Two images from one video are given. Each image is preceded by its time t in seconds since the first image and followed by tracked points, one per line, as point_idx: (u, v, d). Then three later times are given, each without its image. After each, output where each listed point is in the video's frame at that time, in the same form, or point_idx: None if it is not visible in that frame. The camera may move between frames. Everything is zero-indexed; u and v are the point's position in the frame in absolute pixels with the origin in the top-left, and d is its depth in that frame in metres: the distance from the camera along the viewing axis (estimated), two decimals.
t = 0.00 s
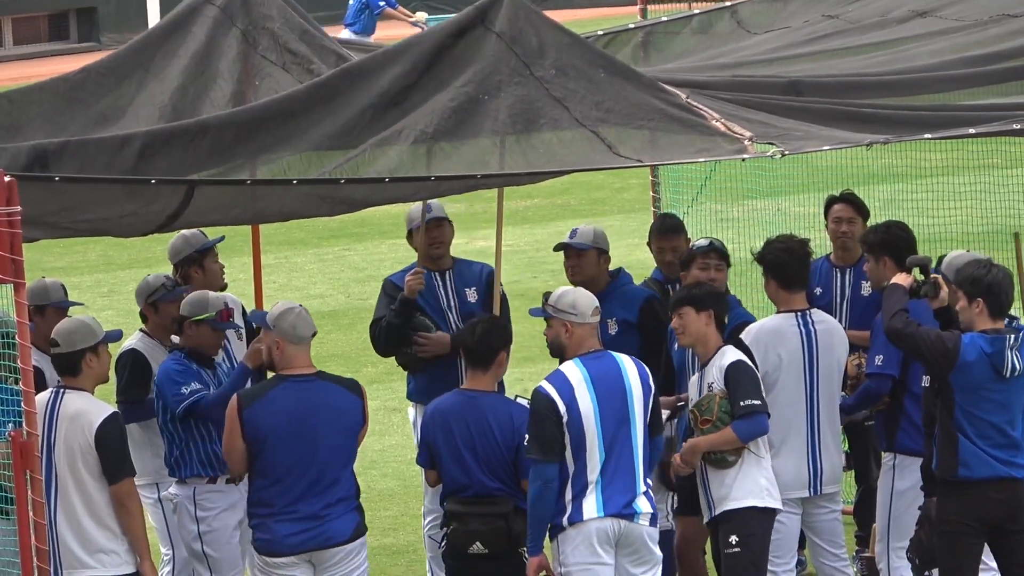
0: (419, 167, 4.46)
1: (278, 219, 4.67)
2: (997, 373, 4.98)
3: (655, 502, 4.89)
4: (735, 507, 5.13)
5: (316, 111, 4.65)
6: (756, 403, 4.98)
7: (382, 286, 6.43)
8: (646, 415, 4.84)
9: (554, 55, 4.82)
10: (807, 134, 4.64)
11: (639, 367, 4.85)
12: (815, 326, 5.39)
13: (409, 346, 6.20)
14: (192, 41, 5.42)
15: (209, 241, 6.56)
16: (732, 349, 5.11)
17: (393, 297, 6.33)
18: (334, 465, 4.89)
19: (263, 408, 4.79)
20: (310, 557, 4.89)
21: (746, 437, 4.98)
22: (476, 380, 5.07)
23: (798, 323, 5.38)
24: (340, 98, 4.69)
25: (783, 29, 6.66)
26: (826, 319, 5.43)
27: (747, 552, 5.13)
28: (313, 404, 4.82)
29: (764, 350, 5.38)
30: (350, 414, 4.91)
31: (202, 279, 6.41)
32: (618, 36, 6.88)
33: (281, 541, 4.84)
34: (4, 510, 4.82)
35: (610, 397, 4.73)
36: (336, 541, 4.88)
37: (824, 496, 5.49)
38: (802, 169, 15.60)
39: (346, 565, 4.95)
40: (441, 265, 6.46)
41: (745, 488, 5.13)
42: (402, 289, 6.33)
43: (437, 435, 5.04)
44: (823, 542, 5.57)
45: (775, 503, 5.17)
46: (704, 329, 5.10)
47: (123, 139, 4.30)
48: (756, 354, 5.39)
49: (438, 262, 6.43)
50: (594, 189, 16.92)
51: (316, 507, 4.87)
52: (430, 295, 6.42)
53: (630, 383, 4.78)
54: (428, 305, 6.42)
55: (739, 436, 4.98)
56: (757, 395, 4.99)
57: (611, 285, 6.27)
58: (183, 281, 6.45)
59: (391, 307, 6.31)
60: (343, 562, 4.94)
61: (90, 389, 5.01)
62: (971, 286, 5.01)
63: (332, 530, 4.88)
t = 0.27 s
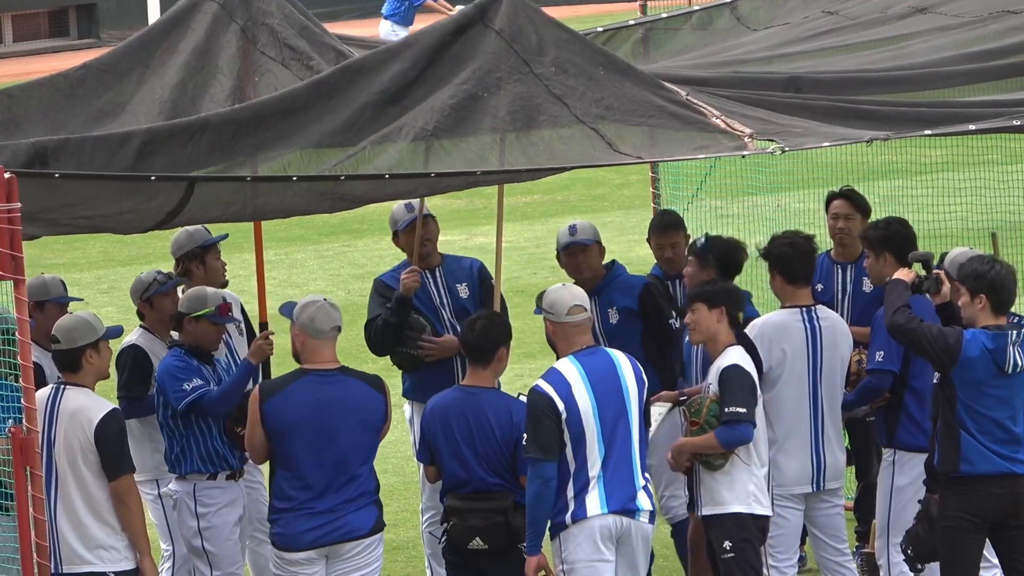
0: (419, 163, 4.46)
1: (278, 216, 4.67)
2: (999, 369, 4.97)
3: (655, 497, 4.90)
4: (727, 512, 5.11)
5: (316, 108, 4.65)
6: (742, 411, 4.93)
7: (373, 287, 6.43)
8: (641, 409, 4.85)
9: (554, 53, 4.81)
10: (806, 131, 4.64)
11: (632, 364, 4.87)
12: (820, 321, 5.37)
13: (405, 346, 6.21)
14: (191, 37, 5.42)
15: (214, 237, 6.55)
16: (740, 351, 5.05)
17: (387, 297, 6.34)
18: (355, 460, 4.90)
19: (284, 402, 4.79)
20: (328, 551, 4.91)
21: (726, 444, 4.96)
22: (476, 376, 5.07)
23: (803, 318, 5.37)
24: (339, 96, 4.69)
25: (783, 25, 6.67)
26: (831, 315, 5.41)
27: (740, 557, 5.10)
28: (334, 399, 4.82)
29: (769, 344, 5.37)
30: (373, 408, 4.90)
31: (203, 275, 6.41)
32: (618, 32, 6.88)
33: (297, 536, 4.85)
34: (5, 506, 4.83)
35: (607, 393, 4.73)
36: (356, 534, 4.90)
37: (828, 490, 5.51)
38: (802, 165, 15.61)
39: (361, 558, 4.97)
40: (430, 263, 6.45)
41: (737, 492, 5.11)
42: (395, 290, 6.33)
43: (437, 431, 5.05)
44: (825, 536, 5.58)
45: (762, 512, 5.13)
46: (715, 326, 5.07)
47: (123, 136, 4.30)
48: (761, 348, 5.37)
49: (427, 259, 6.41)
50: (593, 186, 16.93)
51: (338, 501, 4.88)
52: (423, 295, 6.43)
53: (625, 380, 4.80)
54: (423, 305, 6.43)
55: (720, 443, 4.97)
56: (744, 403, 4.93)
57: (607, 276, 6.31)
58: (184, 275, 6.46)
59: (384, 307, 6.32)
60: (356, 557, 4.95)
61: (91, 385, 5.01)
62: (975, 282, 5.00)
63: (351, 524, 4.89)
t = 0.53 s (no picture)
0: (418, 159, 4.46)
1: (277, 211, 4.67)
2: (1000, 364, 4.98)
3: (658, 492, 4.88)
4: (721, 513, 5.11)
5: (315, 105, 4.64)
6: (736, 416, 4.93)
7: (372, 284, 6.41)
8: (640, 404, 4.85)
9: (553, 49, 4.81)
10: (805, 127, 4.64)
11: (629, 356, 4.88)
12: (824, 316, 5.38)
13: (408, 343, 6.22)
14: (189, 32, 5.41)
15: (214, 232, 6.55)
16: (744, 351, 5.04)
17: (389, 295, 6.35)
18: (367, 456, 4.89)
19: (297, 397, 4.80)
20: (337, 549, 4.90)
21: (721, 448, 4.96)
22: (475, 371, 5.07)
23: (807, 313, 5.37)
24: (338, 92, 4.68)
25: (782, 19, 6.66)
26: (834, 310, 5.42)
27: (732, 556, 5.12)
28: (346, 396, 4.82)
29: (774, 338, 5.37)
30: (387, 407, 4.88)
31: (199, 270, 6.41)
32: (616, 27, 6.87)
33: (305, 532, 4.85)
34: (4, 501, 4.83)
35: (603, 387, 4.74)
36: (365, 531, 4.89)
37: (831, 484, 5.52)
38: (800, 159, 15.61)
39: (369, 555, 4.96)
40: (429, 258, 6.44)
41: (729, 493, 5.10)
42: (398, 287, 6.34)
43: (435, 427, 5.06)
44: (826, 530, 5.59)
45: (752, 514, 5.12)
46: (719, 326, 5.08)
47: (122, 132, 4.29)
48: (766, 342, 5.37)
49: (426, 254, 6.42)
50: (592, 181, 16.93)
51: (348, 499, 4.88)
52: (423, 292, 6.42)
53: (623, 375, 4.80)
54: (425, 303, 6.43)
55: (714, 446, 4.97)
56: (735, 408, 4.93)
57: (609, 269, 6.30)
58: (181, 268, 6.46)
59: (386, 304, 6.32)
60: (362, 557, 4.95)
61: (90, 379, 5.01)
62: (977, 277, 4.99)
63: (360, 521, 4.88)
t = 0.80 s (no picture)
0: (416, 157, 4.46)
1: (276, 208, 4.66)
2: (999, 361, 4.98)
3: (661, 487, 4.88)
4: (723, 513, 5.12)
5: (314, 102, 4.63)
6: (737, 421, 4.93)
7: (378, 275, 6.38)
8: (646, 400, 4.83)
9: (552, 48, 4.81)
10: (803, 125, 4.64)
11: (639, 351, 4.84)
12: (823, 312, 5.40)
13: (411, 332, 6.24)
14: (187, 30, 5.40)
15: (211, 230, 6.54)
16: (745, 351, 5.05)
17: (396, 284, 6.32)
18: (369, 453, 4.89)
19: (298, 392, 4.82)
20: (336, 546, 4.90)
21: (722, 451, 4.96)
22: (472, 368, 5.08)
23: (807, 309, 5.38)
24: (337, 90, 4.67)
25: (780, 16, 6.66)
26: (834, 306, 5.44)
27: (731, 554, 5.14)
28: (348, 393, 4.82)
29: (775, 335, 5.38)
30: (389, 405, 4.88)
31: (192, 268, 6.41)
32: (614, 24, 6.87)
33: (304, 528, 4.85)
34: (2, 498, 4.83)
35: (608, 381, 4.73)
36: (364, 530, 4.88)
37: (832, 480, 5.53)
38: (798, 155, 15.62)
39: (370, 552, 4.96)
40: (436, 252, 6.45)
41: (732, 492, 5.12)
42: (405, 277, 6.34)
43: (433, 424, 5.07)
44: (826, 526, 5.60)
45: (752, 515, 5.13)
46: (716, 326, 5.08)
47: (120, 129, 4.29)
48: (767, 338, 5.38)
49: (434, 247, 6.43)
50: (590, 177, 16.93)
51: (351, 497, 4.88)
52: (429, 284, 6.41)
53: (629, 370, 4.77)
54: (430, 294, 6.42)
55: (715, 449, 4.97)
56: (736, 412, 4.94)
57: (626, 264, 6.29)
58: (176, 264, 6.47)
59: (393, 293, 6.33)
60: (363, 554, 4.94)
61: (89, 375, 5.01)
62: (975, 273, 5.01)
63: (359, 519, 4.88)
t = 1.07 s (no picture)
0: (415, 155, 4.46)
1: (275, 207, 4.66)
2: (997, 360, 4.98)
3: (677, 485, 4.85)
4: (728, 514, 5.13)
5: (312, 101, 4.63)
6: (746, 424, 4.94)
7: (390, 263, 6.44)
8: (663, 400, 4.78)
9: (550, 47, 4.81)
10: (801, 123, 4.64)
11: (657, 348, 4.80)
12: (822, 311, 5.39)
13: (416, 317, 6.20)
14: (185, 29, 5.40)
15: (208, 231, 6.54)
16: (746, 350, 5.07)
17: (401, 269, 6.31)
18: (365, 452, 4.83)
19: (292, 389, 4.78)
20: (331, 546, 4.80)
21: (730, 454, 4.98)
22: (470, 368, 5.07)
23: (805, 308, 5.38)
24: (335, 89, 4.67)
25: (778, 14, 6.67)
26: (831, 304, 5.43)
27: (735, 554, 5.15)
28: (343, 388, 4.78)
29: (772, 334, 5.38)
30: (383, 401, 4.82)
31: (186, 268, 6.41)
32: (612, 23, 6.88)
33: (298, 525, 4.77)
34: None
35: (621, 377, 4.71)
36: (356, 529, 4.78)
37: (829, 480, 5.53)
38: (797, 154, 15.63)
39: (367, 551, 4.84)
40: (450, 248, 6.49)
41: (739, 494, 5.12)
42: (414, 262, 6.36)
43: (432, 424, 5.07)
44: (824, 526, 5.60)
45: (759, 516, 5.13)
46: (716, 327, 5.08)
47: (118, 128, 4.29)
48: (764, 337, 5.39)
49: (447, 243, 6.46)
50: (588, 176, 16.94)
51: (347, 495, 4.79)
52: (439, 272, 6.43)
53: (644, 368, 4.74)
54: (437, 282, 6.42)
55: (723, 451, 4.99)
56: (745, 416, 4.95)
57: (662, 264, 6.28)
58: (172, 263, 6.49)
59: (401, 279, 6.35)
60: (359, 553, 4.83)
61: (87, 375, 5.01)
62: (972, 272, 5.01)
63: (353, 518, 4.78)
